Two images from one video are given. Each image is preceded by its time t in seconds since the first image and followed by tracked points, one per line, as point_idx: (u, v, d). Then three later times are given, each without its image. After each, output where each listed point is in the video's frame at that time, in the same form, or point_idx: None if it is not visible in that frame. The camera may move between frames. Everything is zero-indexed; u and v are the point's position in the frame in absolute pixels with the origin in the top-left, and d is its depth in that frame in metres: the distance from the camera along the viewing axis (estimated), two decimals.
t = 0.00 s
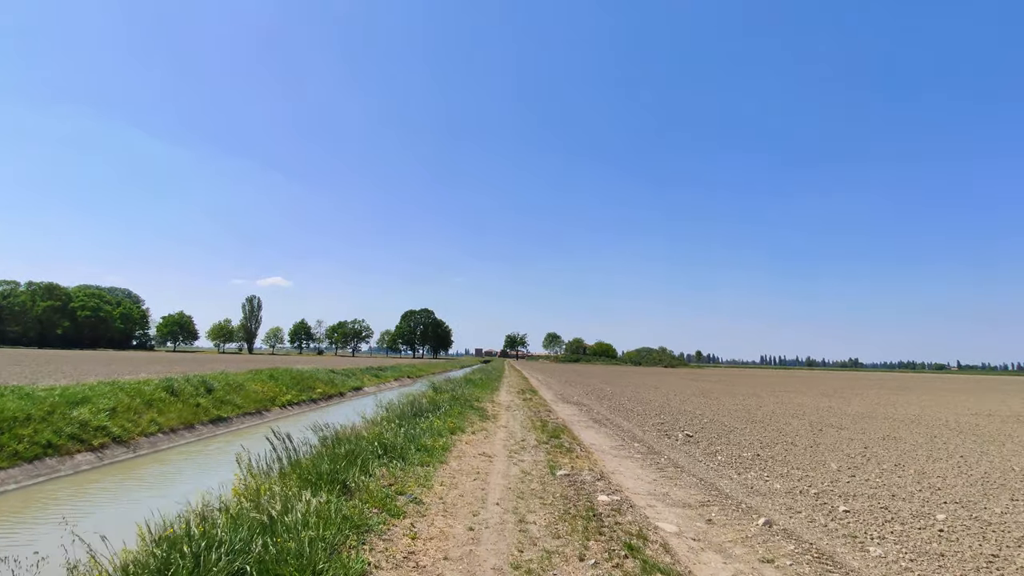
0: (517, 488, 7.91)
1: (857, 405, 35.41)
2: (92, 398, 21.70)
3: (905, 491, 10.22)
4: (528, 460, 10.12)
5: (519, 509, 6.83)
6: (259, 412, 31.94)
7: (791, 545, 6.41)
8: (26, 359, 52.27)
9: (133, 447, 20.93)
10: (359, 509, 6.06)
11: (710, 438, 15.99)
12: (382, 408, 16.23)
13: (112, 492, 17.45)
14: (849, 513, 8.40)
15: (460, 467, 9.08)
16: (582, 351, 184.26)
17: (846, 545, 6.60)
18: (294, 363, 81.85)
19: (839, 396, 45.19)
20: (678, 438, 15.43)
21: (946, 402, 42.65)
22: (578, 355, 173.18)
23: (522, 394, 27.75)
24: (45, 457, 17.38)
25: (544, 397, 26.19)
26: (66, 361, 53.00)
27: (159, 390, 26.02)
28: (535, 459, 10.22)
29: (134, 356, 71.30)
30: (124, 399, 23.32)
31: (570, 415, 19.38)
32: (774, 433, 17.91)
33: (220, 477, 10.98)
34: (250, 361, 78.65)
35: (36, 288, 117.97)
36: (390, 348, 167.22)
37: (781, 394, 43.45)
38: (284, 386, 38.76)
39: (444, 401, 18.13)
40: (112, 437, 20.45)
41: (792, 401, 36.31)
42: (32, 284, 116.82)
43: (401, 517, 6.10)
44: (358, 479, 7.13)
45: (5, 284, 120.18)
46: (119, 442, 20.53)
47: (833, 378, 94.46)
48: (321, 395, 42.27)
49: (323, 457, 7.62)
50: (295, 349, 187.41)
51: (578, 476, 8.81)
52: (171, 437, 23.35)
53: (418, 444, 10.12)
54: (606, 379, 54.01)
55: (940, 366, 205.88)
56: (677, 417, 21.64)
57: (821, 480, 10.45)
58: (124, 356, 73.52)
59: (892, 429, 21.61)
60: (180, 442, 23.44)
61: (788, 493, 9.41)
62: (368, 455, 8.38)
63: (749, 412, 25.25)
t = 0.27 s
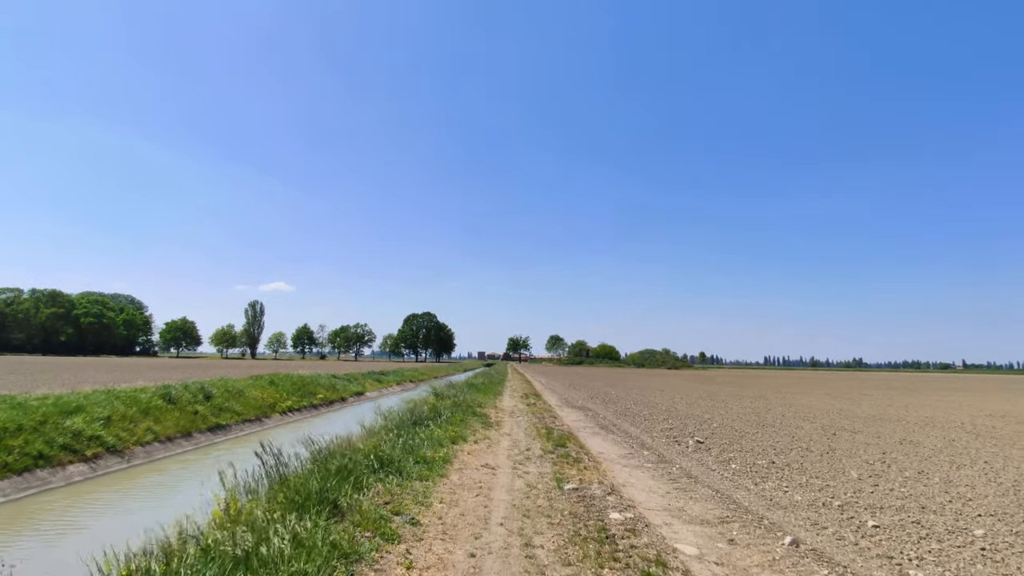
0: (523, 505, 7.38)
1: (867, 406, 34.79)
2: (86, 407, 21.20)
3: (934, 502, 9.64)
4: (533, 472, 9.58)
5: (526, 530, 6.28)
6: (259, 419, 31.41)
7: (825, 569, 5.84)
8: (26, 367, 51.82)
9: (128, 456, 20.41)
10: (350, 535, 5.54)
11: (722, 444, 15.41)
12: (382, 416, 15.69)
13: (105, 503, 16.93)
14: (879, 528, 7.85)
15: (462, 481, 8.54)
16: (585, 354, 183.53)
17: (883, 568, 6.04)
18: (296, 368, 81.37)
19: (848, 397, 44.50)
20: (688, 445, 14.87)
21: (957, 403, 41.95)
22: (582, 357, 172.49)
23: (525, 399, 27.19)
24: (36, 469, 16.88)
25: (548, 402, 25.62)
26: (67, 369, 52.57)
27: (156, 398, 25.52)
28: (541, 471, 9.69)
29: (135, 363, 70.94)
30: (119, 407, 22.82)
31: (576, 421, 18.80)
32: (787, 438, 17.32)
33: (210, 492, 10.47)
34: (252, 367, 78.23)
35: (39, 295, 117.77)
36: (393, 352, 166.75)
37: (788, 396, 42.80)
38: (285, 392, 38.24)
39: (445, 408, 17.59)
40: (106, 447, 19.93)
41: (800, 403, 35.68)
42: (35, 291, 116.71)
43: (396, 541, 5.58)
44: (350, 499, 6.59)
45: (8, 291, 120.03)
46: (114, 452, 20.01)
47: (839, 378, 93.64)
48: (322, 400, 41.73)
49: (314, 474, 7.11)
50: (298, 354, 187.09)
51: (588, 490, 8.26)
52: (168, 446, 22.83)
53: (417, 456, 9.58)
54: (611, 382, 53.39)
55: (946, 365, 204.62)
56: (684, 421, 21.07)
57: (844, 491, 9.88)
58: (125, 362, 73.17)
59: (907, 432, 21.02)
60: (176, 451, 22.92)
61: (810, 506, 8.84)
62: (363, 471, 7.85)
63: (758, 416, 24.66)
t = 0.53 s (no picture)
0: (523, 518, 6.79)
1: (873, 408, 34.16)
2: (74, 418, 20.56)
3: (961, 509, 9.04)
4: (533, 481, 8.99)
5: (525, 548, 5.70)
6: (254, 427, 30.75)
7: None
8: (20, 378, 51.06)
9: (117, 467, 19.75)
10: (328, 557, 4.96)
11: (731, 449, 14.79)
12: (376, 423, 15.11)
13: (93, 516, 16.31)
14: (910, 540, 7.24)
15: (457, 492, 7.95)
16: (587, 359, 182.85)
17: None
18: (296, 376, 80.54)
19: (853, 399, 43.86)
20: (695, 450, 14.27)
21: (964, 404, 41.34)
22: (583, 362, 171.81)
23: (526, 404, 26.54)
24: (18, 482, 16.22)
25: (550, 407, 24.98)
26: (62, 378, 51.82)
27: (147, 407, 24.88)
28: (542, 480, 9.09)
29: (132, 372, 70.07)
30: (109, 417, 22.18)
31: (578, 427, 18.18)
32: (797, 442, 16.70)
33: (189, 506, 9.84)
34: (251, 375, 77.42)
35: (38, 305, 117.09)
36: (394, 359, 166.06)
37: (793, 399, 42.17)
38: (282, 399, 37.58)
39: (443, 414, 17.00)
40: (94, 458, 19.28)
41: (806, 406, 35.05)
42: (33, 301, 116.02)
43: (380, 563, 5.00)
44: (332, 516, 6.01)
45: (6, 302, 119.31)
46: (102, 463, 19.35)
47: (842, 381, 92.95)
48: (319, 408, 41.05)
49: (295, 487, 6.53)
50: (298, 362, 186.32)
51: (592, 501, 7.68)
52: (158, 456, 22.18)
53: (409, 466, 9.00)
54: (613, 386, 52.74)
55: (949, 367, 203.79)
56: (690, 426, 20.44)
57: (866, 499, 9.28)
58: (123, 371, 72.37)
59: (919, 434, 20.39)
60: (167, 462, 22.26)
61: (832, 515, 8.23)
62: (349, 482, 7.27)
63: (765, 419, 24.04)
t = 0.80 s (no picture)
0: (526, 539, 6.19)
1: (884, 407, 33.47)
2: (64, 426, 20.06)
3: (996, 519, 8.42)
4: (537, 493, 8.41)
5: None
6: (252, 432, 30.23)
7: None
8: (19, 383, 50.62)
9: (108, 477, 19.23)
10: None
11: (743, 454, 14.18)
12: (373, 430, 14.54)
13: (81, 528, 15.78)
14: (948, 558, 6.64)
15: (455, 508, 7.37)
16: (589, 359, 182.17)
17: None
18: (297, 379, 80.09)
19: (862, 398, 43.13)
20: (706, 456, 13.67)
21: (974, 402, 40.61)
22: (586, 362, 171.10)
23: (529, 407, 25.95)
24: (4, 493, 15.71)
25: (553, 410, 24.39)
26: (62, 383, 51.45)
27: (141, 413, 24.39)
28: (547, 493, 8.50)
29: (133, 377, 69.67)
30: (101, 424, 21.67)
31: (582, 431, 17.57)
32: (810, 445, 16.06)
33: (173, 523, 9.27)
34: (253, 379, 76.98)
35: (40, 309, 116.94)
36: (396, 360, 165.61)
37: (800, 399, 41.49)
38: (281, 404, 37.05)
39: (443, 419, 16.43)
40: (85, 467, 18.77)
41: (814, 405, 34.37)
42: (34, 306, 115.78)
43: None
44: (314, 542, 5.42)
45: (8, 307, 119.20)
46: (93, 472, 18.84)
47: (848, 379, 92.19)
48: (320, 412, 40.54)
49: (276, 507, 5.96)
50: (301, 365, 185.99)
51: (601, 517, 7.09)
52: (152, 464, 21.66)
53: (405, 478, 8.42)
54: (617, 387, 52.12)
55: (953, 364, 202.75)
56: (698, 428, 19.80)
57: (893, 509, 8.67)
58: (124, 376, 71.98)
59: (936, 435, 19.72)
60: (161, 470, 21.74)
61: (860, 529, 7.62)
62: (337, 499, 6.69)
63: (774, 421, 23.40)
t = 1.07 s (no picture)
0: (531, 552, 5.61)
1: (893, 404, 32.82)
2: (54, 430, 19.51)
3: None
4: (542, 500, 7.81)
5: None
6: (249, 435, 29.65)
7: None
8: (17, 387, 50.16)
9: (98, 483, 18.67)
10: None
11: (755, 454, 13.55)
12: (370, 432, 13.97)
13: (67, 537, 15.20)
14: (994, 568, 6.03)
15: (453, 517, 6.78)
16: (591, 359, 181.34)
17: None
18: (299, 381, 79.62)
19: (869, 395, 42.45)
20: (715, 456, 13.11)
21: (985, 398, 39.94)
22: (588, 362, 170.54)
23: (531, 407, 25.36)
24: None
25: (555, 410, 23.80)
26: (60, 387, 51.00)
27: (135, 417, 23.84)
28: (551, 499, 7.93)
29: (134, 380, 69.24)
30: (92, 428, 21.11)
31: (587, 431, 16.97)
32: (825, 444, 15.41)
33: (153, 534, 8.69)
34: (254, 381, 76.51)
35: (41, 313, 116.71)
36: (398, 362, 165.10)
37: (806, 396, 40.83)
38: (279, 406, 36.50)
39: (442, 419, 15.94)
40: (74, 473, 18.21)
41: (821, 402, 33.74)
42: (35, 310, 115.35)
43: None
44: (292, 561, 4.82)
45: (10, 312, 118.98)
46: (82, 478, 18.28)
47: (852, 376, 91.42)
48: (319, 414, 40.00)
49: (251, 521, 5.36)
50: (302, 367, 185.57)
51: (612, 526, 6.48)
52: (145, 469, 21.10)
53: (400, 485, 7.83)
54: (620, 386, 51.51)
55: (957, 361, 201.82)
56: (706, 427, 19.19)
57: (924, 512, 8.05)
58: (125, 380, 71.55)
59: (952, 432, 19.09)
60: (154, 475, 21.16)
61: (892, 535, 7.01)
62: (323, 510, 6.10)
63: (783, 419, 22.77)
